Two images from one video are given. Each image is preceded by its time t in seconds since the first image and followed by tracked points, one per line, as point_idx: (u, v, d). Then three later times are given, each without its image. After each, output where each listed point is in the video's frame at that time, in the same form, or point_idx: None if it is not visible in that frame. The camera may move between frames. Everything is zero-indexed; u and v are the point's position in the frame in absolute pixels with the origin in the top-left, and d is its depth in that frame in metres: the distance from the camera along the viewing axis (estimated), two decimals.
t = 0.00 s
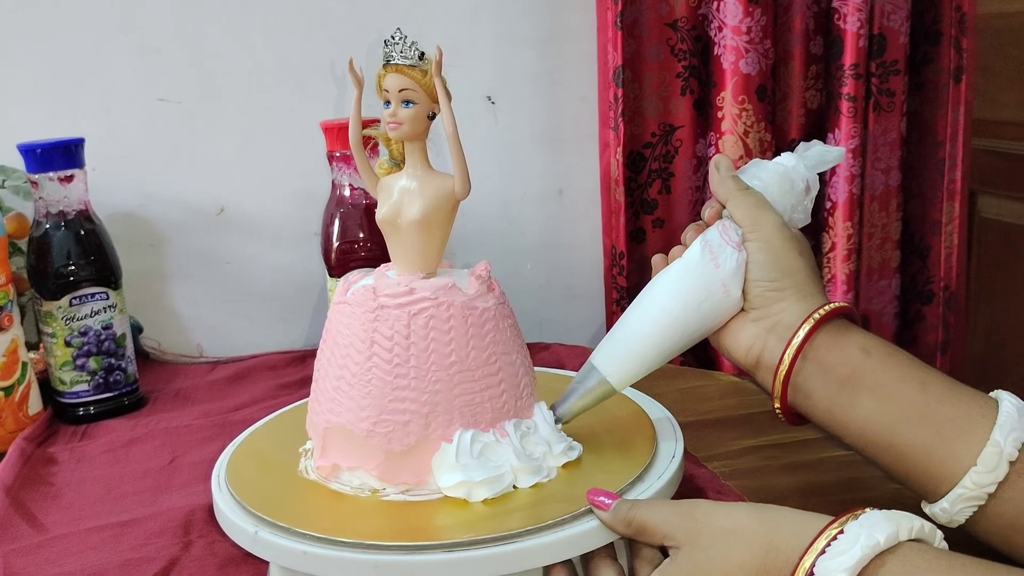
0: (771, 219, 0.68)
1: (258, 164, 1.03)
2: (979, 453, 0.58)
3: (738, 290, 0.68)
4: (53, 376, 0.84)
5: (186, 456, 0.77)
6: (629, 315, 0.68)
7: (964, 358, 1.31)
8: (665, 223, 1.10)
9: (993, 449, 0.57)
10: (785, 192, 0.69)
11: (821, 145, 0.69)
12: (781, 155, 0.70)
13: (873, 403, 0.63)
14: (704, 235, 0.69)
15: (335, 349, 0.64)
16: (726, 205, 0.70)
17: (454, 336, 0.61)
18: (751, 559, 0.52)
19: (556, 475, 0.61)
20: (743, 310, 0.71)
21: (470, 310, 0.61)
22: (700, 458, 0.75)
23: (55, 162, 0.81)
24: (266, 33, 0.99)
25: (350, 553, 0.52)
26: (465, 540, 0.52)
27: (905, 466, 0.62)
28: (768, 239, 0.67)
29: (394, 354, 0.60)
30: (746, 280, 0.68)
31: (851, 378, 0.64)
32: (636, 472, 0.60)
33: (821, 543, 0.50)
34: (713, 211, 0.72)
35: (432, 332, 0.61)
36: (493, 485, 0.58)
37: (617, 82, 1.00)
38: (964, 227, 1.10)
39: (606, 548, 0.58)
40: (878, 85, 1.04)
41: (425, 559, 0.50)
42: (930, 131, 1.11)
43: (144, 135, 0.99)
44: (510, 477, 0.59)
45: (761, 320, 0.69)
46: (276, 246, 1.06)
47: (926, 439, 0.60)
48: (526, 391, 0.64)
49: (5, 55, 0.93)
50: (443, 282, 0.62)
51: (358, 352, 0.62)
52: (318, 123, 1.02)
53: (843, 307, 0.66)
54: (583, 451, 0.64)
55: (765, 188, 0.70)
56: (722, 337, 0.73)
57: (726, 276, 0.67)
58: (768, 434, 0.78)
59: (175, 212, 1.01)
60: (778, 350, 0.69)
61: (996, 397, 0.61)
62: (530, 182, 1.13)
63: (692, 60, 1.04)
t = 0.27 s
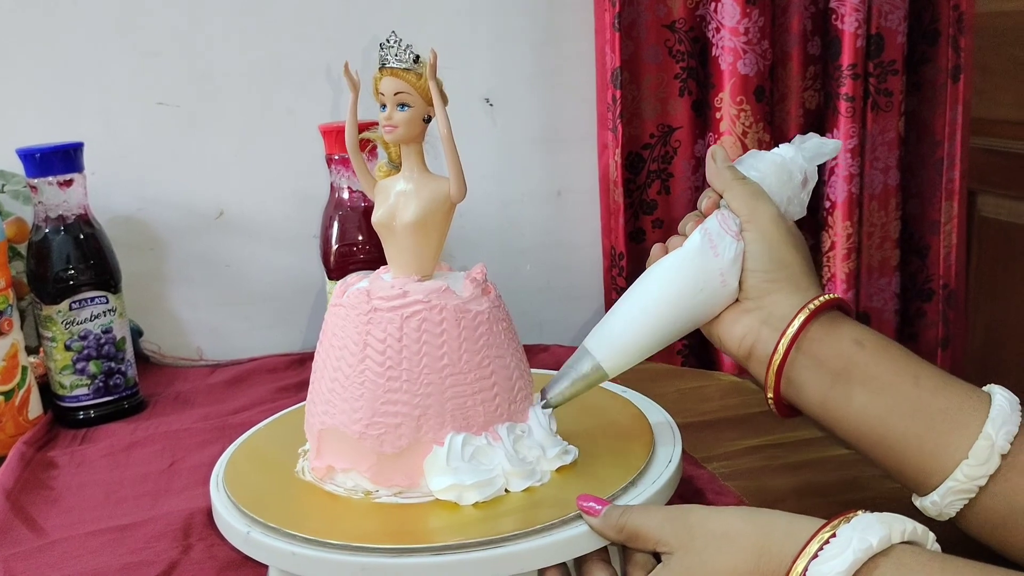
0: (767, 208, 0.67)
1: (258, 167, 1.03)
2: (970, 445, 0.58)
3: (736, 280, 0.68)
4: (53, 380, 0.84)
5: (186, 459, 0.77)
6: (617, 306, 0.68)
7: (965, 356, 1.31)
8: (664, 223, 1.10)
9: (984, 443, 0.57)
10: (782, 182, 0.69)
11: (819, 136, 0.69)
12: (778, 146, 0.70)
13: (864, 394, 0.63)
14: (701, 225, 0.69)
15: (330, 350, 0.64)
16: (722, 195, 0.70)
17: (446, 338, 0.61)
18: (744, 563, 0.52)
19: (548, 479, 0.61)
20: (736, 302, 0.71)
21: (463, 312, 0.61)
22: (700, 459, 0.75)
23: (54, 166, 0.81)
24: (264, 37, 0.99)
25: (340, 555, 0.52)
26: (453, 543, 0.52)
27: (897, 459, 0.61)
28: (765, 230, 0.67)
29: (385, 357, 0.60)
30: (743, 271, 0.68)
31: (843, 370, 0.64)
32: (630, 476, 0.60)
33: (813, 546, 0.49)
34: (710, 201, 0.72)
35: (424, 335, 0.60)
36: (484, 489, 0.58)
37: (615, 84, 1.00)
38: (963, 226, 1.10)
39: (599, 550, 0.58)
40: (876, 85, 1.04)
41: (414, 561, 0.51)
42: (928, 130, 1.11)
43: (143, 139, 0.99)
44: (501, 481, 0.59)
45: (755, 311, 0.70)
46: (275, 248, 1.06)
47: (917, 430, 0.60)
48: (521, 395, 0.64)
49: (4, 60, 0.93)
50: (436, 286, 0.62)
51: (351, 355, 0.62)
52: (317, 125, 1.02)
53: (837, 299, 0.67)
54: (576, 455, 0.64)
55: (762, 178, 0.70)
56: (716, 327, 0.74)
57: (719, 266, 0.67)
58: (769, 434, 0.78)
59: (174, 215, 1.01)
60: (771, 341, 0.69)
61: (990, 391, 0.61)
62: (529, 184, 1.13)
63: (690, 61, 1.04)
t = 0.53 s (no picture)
0: (773, 207, 0.67)
1: (258, 169, 1.03)
2: (985, 448, 0.58)
3: (747, 283, 0.67)
4: (54, 382, 0.84)
5: (188, 461, 0.77)
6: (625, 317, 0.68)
7: (966, 357, 1.31)
8: (664, 224, 1.10)
9: (1000, 445, 0.57)
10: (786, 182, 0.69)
11: (821, 133, 0.68)
12: (782, 144, 0.70)
13: (875, 395, 0.63)
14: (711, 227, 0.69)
15: (330, 351, 0.64)
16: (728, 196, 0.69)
17: (446, 340, 0.61)
18: (742, 566, 0.52)
19: (548, 481, 0.61)
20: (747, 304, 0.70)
21: (462, 314, 0.61)
22: (701, 460, 0.75)
23: (55, 168, 0.81)
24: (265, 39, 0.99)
25: (337, 557, 0.52)
26: (449, 545, 0.52)
27: (908, 460, 0.62)
28: (773, 228, 0.66)
29: (385, 358, 0.61)
30: (755, 273, 0.68)
31: (857, 372, 0.64)
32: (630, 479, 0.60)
33: (812, 548, 0.49)
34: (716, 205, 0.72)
35: (423, 336, 0.61)
36: (484, 490, 0.58)
37: (615, 85, 1.00)
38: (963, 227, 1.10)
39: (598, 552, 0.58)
40: (876, 86, 1.04)
41: (411, 563, 0.51)
42: (928, 131, 1.12)
43: (144, 140, 0.99)
44: (501, 483, 0.59)
45: (766, 312, 0.69)
46: (276, 250, 1.06)
47: (933, 433, 0.60)
48: (521, 398, 0.64)
49: (5, 62, 0.93)
50: (435, 287, 0.62)
51: (350, 356, 0.62)
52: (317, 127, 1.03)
53: (849, 300, 0.67)
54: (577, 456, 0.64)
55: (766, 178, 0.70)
56: (727, 330, 0.73)
57: (730, 271, 0.66)
58: (772, 436, 0.78)
59: (175, 217, 1.02)
60: (783, 342, 0.69)
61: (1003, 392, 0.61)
62: (529, 185, 1.13)
63: (690, 62, 1.04)
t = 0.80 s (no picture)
0: (778, 213, 0.66)
1: (258, 171, 1.03)
2: (994, 453, 0.58)
3: (753, 291, 0.66)
4: (54, 384, 0.84)
5: (188, 463, 0.77)
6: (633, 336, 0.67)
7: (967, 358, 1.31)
8: (664, 225, 1.10)
9: (1009, 449, 0.57)
10: (788, 186, 0.68)
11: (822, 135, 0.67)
12: (782, 150, 0.69)
13: (887, 402, 0.63)
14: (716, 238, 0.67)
15: (327, 353, 0.64)
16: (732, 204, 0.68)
17: (443, 342, 0.61)
18: (736, 569, 0.52)
19: (545, 483, 0.61)
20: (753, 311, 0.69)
21: (460, 316, 0.61)
22: (700, 461, 0.75)
23: (55, 171, 0.81)
24: (264, 41, 1.00)
25: (333, 557, 0.52)
26: (443, 547, 0.52)
27: (917, 465, 0.62)
28: (779, 235, 0.65)
29: (382, 360, 0.61)
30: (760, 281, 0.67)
31: (866, 378, 0.63)
32: (626, 481, 0.60)
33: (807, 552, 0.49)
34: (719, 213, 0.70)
35: (420, 338, 0.61)
36: (480, 492, 0.58)
37: (614, 87, 1.00)
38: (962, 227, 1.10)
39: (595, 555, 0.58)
40: (875, 87, 1.04)
41: (405, 564, 0.51)
42: (927, 131, 1.12)
43: (143, 143, 0.99)
44: (497, 485, 0.59)
45: (773, 320, 0.68)
46: (276, 252, 1.06)
47: (942, 439, 0.60)
48: (519, 400, 0.64)
49: (4, 65, 0.93)
50: (433, 289, 0.62)
51: (347, 358, 0.62)
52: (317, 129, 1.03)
53: (857, 305, 0.65)
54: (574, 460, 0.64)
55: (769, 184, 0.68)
56: (733, 337, 0.72)
57: (735, 280, 0.65)
58: (772, 436, 0.78)
59: (175, 219, 1.02)
60: (790, 349, 0.68)
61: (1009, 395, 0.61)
62: (529, 187, 1.13)
63: (689, 63, 1.04)
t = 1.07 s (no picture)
0: (766, 214, 0.66)
1: (257, 171, 1.03)
2: (976, 453, 0.57)
3: (738, 289, 0.67)
4: (53, 384, 0.84)
5: (187, 463, 0.77)
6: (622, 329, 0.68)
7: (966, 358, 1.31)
8: (663, 226, 1.10)
9: (989, 450, 0.57)
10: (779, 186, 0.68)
11: (816, 136, 0.67)
12: (774, 150, 0.69)
13: (872, 402, 0.62)
14: (701, 234, 0.68)
15: (324, 352, 0.64)
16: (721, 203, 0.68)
17: (438, 342, 0.61)
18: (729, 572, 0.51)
19: (540, 484, 0.61)
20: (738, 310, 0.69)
21: (455, 317, 0.61)
22: (699, 461, 0.74)
23: (54, 171, 0.81)
24: (263, 41, 1.00)
25: (324, 557, 0.52)
26: (433, 548, 0.52)
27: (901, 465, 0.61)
28: (765, 235, 0.65)
29: (377, 360, 0.61)
30: (743, 279, 0.67)
31: (849, 378, 0.63)
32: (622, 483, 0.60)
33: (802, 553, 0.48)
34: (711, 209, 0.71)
35: (415, 338, 0.61)
36: (472, 493, 0.58)
37: (614, 86, 1.00)
38: (962, 227, 1.10)
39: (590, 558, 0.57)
40: (874, 87, 1.04)
41: (396, 565, 0.51)
42: (927, 131, 1.12)
43: (143, 143, 0.99)
44: (491, 486, 0.59)
45: (757, 319, 0.68)
46: (275, 252, 1.06)
47: (924, 438, 0.59)
48: (515, 401, 0.64)
49: (4, 65, 0.93)
50: (430, 289, 0.62)
51: (344, 357, 0.62)
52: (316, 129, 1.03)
53: (842, 305, 0.65)
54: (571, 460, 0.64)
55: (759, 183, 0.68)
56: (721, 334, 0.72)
57: (719, 278, 0.66)
58: (770, 436, 0.78)
59: (174, 219, 1.02)
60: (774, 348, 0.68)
61: (995, 396, 0.60)
62: (528, 187, 1.13)
63: (688, 63, 1.04)
